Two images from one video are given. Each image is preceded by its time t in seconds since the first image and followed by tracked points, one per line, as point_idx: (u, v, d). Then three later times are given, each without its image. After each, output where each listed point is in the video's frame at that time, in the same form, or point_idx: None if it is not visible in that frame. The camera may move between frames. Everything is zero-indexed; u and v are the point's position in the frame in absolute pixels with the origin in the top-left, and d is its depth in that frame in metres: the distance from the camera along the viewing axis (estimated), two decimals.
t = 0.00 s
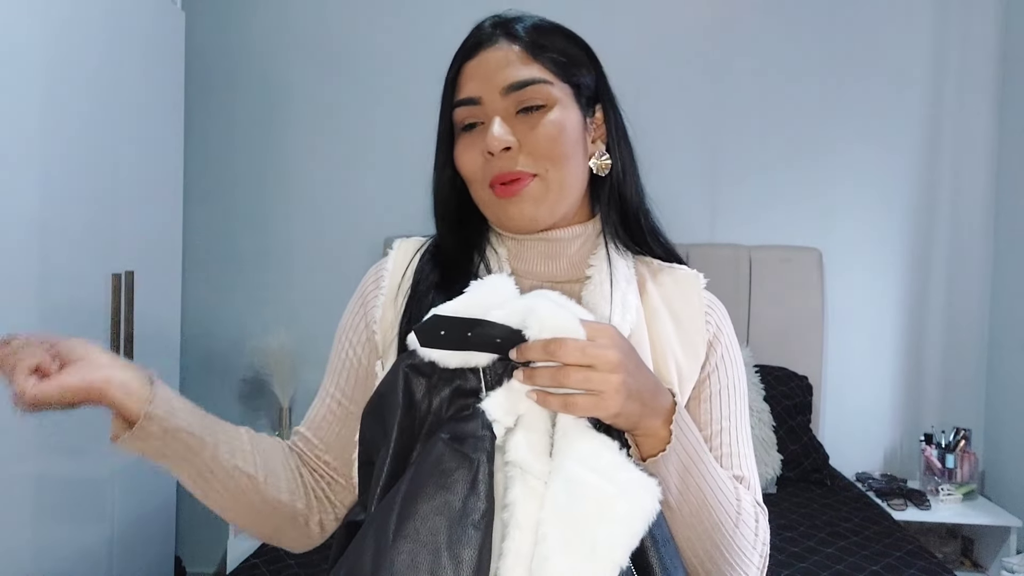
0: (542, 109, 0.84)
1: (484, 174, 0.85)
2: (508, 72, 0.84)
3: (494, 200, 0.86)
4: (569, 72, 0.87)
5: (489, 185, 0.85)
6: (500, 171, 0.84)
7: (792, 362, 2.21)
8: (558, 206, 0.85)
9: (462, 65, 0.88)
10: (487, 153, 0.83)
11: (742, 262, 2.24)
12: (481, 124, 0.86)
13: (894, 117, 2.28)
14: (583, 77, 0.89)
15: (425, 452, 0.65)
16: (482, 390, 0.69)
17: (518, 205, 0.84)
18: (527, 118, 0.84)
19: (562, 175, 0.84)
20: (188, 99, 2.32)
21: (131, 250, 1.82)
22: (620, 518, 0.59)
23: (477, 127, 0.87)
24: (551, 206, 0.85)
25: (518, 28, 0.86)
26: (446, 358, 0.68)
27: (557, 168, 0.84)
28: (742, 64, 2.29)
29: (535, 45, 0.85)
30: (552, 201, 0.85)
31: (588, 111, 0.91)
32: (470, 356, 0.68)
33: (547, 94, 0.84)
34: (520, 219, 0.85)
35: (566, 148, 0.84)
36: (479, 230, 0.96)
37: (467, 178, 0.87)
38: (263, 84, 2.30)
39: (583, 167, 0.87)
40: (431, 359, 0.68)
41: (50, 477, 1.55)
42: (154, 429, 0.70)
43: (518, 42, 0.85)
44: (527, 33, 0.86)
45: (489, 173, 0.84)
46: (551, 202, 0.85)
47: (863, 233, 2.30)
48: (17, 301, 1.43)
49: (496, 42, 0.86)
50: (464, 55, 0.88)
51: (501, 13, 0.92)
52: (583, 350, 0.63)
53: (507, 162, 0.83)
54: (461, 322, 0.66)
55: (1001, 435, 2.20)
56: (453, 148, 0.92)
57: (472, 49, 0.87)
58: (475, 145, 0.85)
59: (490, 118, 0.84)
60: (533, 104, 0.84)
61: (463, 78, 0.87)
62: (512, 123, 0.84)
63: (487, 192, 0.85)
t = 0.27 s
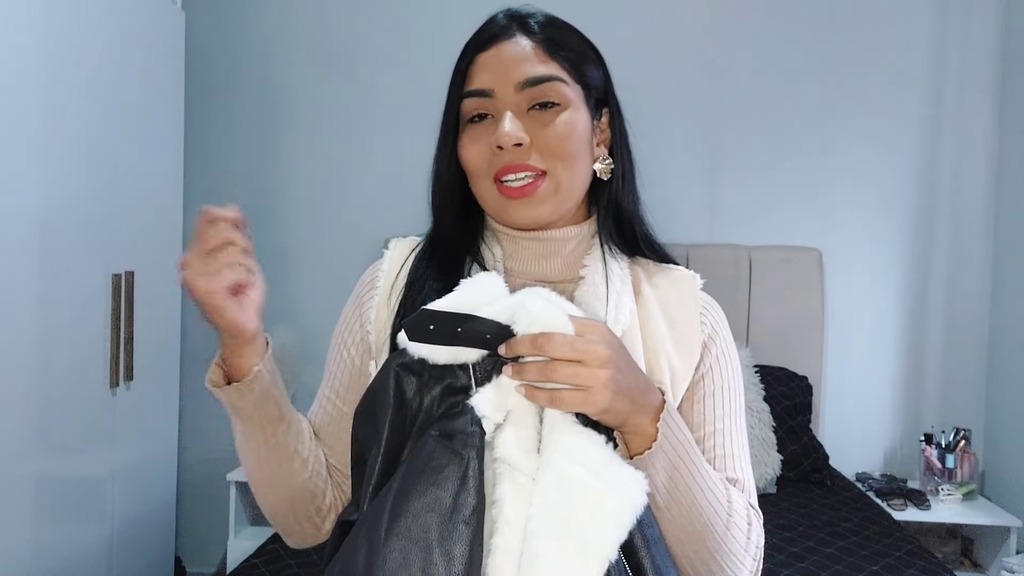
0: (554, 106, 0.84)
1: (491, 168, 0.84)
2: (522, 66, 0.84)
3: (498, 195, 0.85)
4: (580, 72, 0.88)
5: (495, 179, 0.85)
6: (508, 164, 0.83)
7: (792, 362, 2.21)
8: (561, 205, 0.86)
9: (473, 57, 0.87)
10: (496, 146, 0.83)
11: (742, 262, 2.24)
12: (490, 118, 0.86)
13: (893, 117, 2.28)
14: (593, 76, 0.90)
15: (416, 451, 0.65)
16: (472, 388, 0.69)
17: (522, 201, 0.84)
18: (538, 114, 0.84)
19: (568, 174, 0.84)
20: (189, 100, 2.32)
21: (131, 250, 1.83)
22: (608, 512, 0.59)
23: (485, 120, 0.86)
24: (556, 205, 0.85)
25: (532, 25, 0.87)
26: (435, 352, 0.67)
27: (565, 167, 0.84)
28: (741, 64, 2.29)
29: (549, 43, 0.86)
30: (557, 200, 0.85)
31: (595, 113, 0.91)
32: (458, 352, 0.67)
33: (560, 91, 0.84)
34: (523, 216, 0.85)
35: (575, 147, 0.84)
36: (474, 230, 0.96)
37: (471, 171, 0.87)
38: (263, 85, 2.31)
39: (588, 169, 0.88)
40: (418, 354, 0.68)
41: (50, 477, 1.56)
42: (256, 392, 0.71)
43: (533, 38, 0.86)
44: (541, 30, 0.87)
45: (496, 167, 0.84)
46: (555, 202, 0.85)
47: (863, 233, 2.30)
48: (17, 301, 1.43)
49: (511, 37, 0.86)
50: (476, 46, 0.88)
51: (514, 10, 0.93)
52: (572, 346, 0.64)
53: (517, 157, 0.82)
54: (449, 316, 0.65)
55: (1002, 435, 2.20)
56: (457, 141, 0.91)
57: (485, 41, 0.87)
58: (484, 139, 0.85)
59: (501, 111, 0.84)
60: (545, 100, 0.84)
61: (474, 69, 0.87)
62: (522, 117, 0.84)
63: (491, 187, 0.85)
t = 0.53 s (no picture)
0: (563, 108, 0.84)
1: (503, 173, 0.84)
2: (530, 69, 0.84)
3: (511, 200, 0.85)
4: (587, 73, 0.88)
5: (508, 184, 0.85)
6: (520, 169, 0.83)
7: (792, 362, 2.21)
8: (573, 208, 0.86)
9: (481, 59, 0.87)
10: (508, 151, 0.83)
11: (742, 262, 2.24)
12: (499, 121, 0.86)
13: (893, 117, 2.28)
14: (600, 76, 0.90)
15: (426, 453, 0.65)
16: (483, 390, 0.69)
17: (534, 206, 0.84)
18: (548, 117, 0.84)
19: (580, 177, 0.85)
20: (188, 99, 2.32)
21: (131, 249, 1.82)
22: (617, 516, 0.59)
23: (494, 123, 0.86)
24: (569, 208, 0.85)
25: (539, 26, 0.87)
26: (447, 355, 0.68)
27: (576, 170, 0.84)
28: (742, 64, 2.29)
29: (556, 44, 0.86)
30: (569, 204, 0.85)
31: (603, 114, 0.91)
32: (470, 355, 0.68)
33: (569, 93, 0.84)
34: (536, 220, 0.85)
35: (585, 150, 0.84)
36: (481, 234, 0.96)
37: (482, 176, 0.87)
38: (263, 84, 2.31)
39: (599, 172, 0.88)
40: (431, 356, 0.68)
41: (49, 478, 1.55)
42: (207, 452, 0.72)
43: (540, 40, 0.86)
44: (548, 32, 0.87)
45: (508, 173, 0.84)
46: (568, 205, 0.85)
47: (863, 233, 2.30)
48: (17, 301, 1.43)
49: (518, 39, 0.86)
50: (483, 49, 0.88)
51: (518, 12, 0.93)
52: (582, 350, 0.64)
53: (528, 162, 0.82)
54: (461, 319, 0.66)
55: (1001, 435, 2.20)
56: (466, 145, 0.91)
57: (492, 45, 0.87)
58: (494, 143, 0.85)
59: (510, 115, 0.84)
60: (554, 103, 0.84)
61: (482, 73, 0.87)
62: (532, 120, 0.84)
63: (505, 192, 0.85)
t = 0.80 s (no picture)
0: (570, 93, 0.85)
1: (510, 155, 0.84)
2: (537, 58, 0.86)
3: (518, 182, 0.84)
4: (593, 67, 0.90)
5: (514, 166, 0.84)
6: (527, 149, 0.83)
7: (793, 362, 2.21)
8: (581, 190, 0.85)
9: (490, 54, 0.90)
10: (514, 133, 0.83)
11: (742, 262, 2.24)
12: (507, 109, 0.87)
13: (893, 117, 2.28)
14: (607, 72, 0.91)
15: (434, 455, 0.64)
16: (492, 391, 0.68)
17: (542, 186, 0.83)
18: (555, 102, 0.85)
19: (586, 158, 0.84)
20: (188, 99, 2.31)
21: (131, 249, 1.82)
22: (625, 524, 0.59)
23: (503, 113, 0.87)
24: (576, 188, 0.84)
25: (547, 24, 0.90)
26: (455, 355, 0.67)
27: (583, 151, 0.84)
28: (742, 64, 2.29)
29: (563, 39, 0.88)
30: (577, 185, 0.84)
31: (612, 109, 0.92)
32: (480, 355, 0.67)
33: (575, 80, 0.85)
34: (544, 201, 0.84)
35: (592, 133, 0.85)
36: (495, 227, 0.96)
37: (490, 162, 0.87)
38: (262, 83, 2.30)
39: (607, 159, 0.87)
40: (439, 356, 0.68)
41: (50, 478, 1.55)
42: (232, 409, 0.74)
43: (547, 35, 0.88)
44: (555, 29, 0.89)
45: (515, 154, 0.84)
46: (575, 184, 0.84)
47: (863, 232, 2.30)
48: (17, 301, 1.43)
49: (526, 34, 0.89)
50: (492, 46, 0.90)
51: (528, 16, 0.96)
52: (592, 356, 0.63)
53: (535, 141, 0.82)
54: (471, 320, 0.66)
55: (1001, 435, 2.20)
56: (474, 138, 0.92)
57: (501, 40, 0.90)
58: (502, 128, 0.85)
59: (518, 101, 0.85)
60: (560, 89, 0.85)
61: (491, 66, 0.89)
62: (539, 105, 0.84)
63: (512, 174, 0.84)
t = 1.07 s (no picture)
0: (581, 90, 0.85)
1: (517, 147, 0.84)
2: (551, 56, 0.87)
3: (525, 174, 0.83)
4: (608, 71, 0.90)
5: (521, 158, 0.83)
6: (534, 140, 0.82)
7: (793, 362, 2.21)
8: (589, 184, 0.84)
9: (506, 54, 0.91)
10: (523, 124, 0.83)
11: (742, 262, 2.24)
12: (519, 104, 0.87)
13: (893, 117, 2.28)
14: (621, 76, 0.92)
15: (433, 452, 0.65)
16: (490, 386, 0.68)
17: (547, 179, 0.82)
18: (567, 98, 0.85)
19: (595, 153, 0.83)
20: (188, 99, 2.31)
21: (131, 250, 1.82)
22: (616, 519, 0.59)
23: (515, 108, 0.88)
24: (583, 180, 0.83)
25: (564, 27, 0.91)
26: (451, 346, 0.68)
27: (592, 145, 0.83)
28: (742, 63, 2.28)
29: (580, 41, 0.90)
30: (583, 178, 0.83)
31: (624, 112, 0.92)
32: (474, 347, 0.67)
33: (587, 78, 0.86)
34: (549, 192, 0.83)
35: (602, 129, 0.84)
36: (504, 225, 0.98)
37: (499, 156, 0.86)
38: (262, 83, 2.30)
39: (616, 157, 0.86)
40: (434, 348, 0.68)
41: (50, 477, 1.55)
42: (261, 389, 0.72)
43: (564, 37, 0.90)
44: (573, 32, 0.91)
45: (523, 145, 0.83)
46: (581, 177, 0.83)
47: (863, 232, 2.30)
48: (17, 301, 1.43)
49: (544, 36, 0.90)
50: (509, 46, 0.92)
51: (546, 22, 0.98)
52: (587, 351, 0.63)
53: (542, 132, 0.82)
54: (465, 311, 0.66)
55: (1001, 436, 2.20)
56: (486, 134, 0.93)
57: (518, 41, 0.91)
58: (512, 122, 0.85)
59: (530, 95, 0.85)
60: (572, 86, 0.85)
61: (506, 66, 0.90)
62: (551, 99, 0.84)
63: (519, 166, 0.84)
